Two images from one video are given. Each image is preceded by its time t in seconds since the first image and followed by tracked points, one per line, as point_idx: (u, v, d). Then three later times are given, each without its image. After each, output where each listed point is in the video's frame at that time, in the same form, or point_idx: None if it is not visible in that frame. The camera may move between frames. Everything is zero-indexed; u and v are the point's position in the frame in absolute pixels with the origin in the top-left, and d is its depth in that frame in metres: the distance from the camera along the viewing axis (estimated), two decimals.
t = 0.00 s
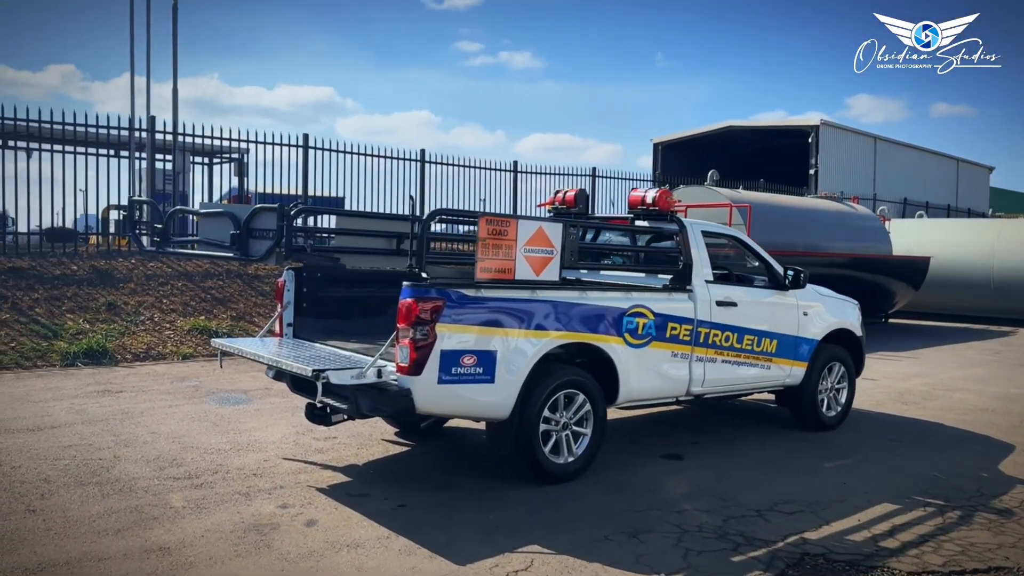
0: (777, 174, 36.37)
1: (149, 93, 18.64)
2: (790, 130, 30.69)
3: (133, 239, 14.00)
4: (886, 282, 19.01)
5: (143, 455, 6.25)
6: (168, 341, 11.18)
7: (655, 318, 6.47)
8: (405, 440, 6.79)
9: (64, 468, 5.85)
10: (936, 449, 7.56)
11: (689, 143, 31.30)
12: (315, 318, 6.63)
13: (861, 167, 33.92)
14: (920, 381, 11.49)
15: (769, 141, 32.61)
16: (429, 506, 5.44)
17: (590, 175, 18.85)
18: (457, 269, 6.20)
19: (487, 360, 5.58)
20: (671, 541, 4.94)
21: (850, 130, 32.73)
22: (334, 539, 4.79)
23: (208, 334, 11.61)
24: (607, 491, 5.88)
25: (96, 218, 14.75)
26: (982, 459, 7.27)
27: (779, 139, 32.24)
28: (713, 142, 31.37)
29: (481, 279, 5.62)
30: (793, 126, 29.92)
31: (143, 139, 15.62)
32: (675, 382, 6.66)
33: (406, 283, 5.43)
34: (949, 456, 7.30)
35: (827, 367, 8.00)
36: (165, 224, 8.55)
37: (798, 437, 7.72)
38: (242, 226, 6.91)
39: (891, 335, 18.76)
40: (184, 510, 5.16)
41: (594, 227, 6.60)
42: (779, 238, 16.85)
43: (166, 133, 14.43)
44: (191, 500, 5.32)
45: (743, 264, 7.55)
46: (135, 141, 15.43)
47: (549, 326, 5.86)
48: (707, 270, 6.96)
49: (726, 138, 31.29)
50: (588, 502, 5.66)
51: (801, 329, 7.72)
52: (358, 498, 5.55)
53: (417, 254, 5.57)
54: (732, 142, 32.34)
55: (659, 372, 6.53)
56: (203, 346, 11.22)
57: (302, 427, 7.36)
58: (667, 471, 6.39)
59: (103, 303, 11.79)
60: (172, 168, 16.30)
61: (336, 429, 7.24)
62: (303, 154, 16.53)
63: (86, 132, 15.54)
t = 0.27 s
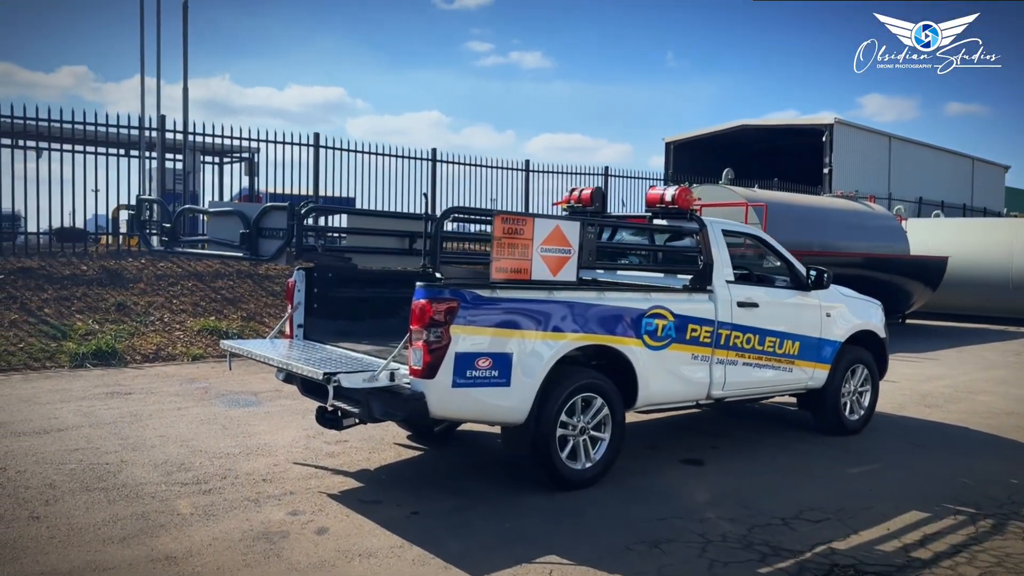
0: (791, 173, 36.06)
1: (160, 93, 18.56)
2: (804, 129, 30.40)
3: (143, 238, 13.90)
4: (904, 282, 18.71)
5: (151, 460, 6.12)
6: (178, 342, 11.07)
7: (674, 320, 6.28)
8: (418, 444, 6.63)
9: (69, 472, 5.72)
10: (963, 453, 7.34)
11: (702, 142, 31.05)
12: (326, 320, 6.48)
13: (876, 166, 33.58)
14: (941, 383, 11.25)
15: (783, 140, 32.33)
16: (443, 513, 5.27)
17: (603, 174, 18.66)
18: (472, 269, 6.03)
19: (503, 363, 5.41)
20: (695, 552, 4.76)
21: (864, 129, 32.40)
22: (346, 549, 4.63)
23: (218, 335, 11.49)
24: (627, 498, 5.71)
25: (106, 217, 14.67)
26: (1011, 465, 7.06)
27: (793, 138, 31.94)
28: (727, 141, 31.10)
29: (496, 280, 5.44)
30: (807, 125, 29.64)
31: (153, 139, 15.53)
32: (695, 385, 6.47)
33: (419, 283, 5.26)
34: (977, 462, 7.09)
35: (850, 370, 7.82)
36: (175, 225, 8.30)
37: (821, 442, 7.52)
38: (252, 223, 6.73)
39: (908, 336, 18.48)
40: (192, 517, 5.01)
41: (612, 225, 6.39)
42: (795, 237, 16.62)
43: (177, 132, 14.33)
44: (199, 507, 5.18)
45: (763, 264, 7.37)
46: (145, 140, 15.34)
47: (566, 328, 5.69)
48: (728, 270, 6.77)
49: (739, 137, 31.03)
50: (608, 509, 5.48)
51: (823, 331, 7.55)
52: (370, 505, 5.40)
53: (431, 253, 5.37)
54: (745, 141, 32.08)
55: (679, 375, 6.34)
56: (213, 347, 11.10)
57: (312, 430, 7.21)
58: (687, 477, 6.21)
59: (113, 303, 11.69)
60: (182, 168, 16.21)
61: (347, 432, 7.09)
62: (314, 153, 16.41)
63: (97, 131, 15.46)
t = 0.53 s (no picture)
0: (803, 171, 35.75)
1: (169, 91, 18.48)
2: (817, 127, 30.11)
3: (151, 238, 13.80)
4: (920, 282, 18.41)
5: (155, 465, 5.99)
6: (185, 342, 10.95)
7: (692, 321, 6.09)
8: (427, 449, 6.47)
9: (71, 478, 5.59)
10: (989, 459, 7.13)
11: (714, 140, 30.80)
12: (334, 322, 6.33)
13: (890, 164, 33.24)
14: (962, 385, 11.02)
15: (795, 138, 32.04)
16: (454, 522, 5.11)
17: (614, 172, 18.48)
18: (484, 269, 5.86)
19: (516, 367, 5.24)
20: (715, 564, 4.58)
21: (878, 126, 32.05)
22: (353, 559, 4.48)
23: (225, 336, 11.37)
24: (643, 507, 5.53)
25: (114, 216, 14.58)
26: None
27: (805, 136, 31.64)
28: (739, 139, 30.83)
29: (508, 281, 5.26)
30: (820, 123, 29.35)
31: (162, 138, 15.43)
32: (713, 389, 6.29)
33: (429, 285, 5.09)
34: (1004, 468, 6.87)
35: (871, 373, 7.62)
36: (179, 221, 8.06)
37: (842, 447, 7.32)
38: (257, 221, 6.51)
39: (925, 336, 18.21)
40: (195, 525, 4.87)
41: (627, 224, 6.20)
42: (810, 236, 16.38)
43: (185, 131, 14.22)
44: (203, 514, 5.04)
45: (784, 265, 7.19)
46: (154, 139, 15.25)
47: (580, 330, 5.51)
48: (747, 270, 6.58)
49: (751, 135, 30.76)
50: (624, 518, 5.31)
51: (844, 333, 7.35)
52: (379, 513, 5.24)
53: (441, 253, 5.19)
54: (757, 139, 31.81)
55: (697, 379, 6.16)
56: (221, 348, 10.98)
57: (320, 434, 7.06)
58: (705, 485, 6.02)
59: (120, 303, 11.59)
60: (191, 167, 16.11)
61: (356, 436, 6.94)
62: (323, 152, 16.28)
63: (105, 130, 15.38)
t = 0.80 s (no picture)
0: (815, 170, 35.47)
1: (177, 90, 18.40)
2: (828, 124, 29.84)
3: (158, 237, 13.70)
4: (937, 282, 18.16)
5: (158, 469, 5.87)
6: (192, 342, 10.84)
7: (708, 322, 5.94)
8: (436, 453, 6.33)
9: (73, 482, 5.48)
10: (1012, 463, 6.95)
11: (724, 138, 30.56)
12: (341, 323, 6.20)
13: (902, 162, 32.94)
14: (980, 386, 10.82)
15: (807, 136, 31.78)
16: (464, 529, 4.98)
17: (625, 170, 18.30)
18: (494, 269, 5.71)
19: (527, 370, 5.09)
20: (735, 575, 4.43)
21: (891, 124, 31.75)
22: (360, 569, 4.35)
23: (233, 336, 11.25)
24: (658, 513, 5.38)
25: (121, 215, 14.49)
26: None
27: (817, 134, 31.37)
28: (750, 137, 30.57)
29: (520, 281, 5.12)
30: (832, 120, 29.08)
31: (169, 136, 15.33)
32: (729, 392, 6.14)
33: (438, 285, 4.95)
34: None
35: (889, 374, 7.44)
36: (183, 219, 7.91)
37: (860, 451, 7.15)
38: (263, 220, 6.35)
39: (939, 336, 17.98)
40: (198, 532, 4.74)
41: (641, 222, 6.04)
42: (823, 235, 16.18)
43: (192, 129, 14.12)
44: (206, 521, 4.91)
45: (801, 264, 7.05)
46: (161, 137, 15.15)
47: (594, 332, 5.36)
48: (764, 270, 6.41)
49: (762, 133, 30.51)
50: (639, 526, 5.16)
51: (863, 334, 7.20)
52: (387, 519, 5.10)
53: (450, 253, 5.03)
54: (768, 137, 31.56)
55: (713, 381, 6.01)
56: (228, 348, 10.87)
57: (327, 437, 6.93)
58: (721, 491, 5.87)
59: (127, 303, 11.50)
60: (198, 165, 16.02)
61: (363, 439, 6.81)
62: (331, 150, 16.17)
63: (113, 128, 15.30)
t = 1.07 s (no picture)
0: (825, 167, 35.23)
1: (185, 87, 18.32)
2: (839, 121, 29.62)
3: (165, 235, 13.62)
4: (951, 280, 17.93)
5: (165, 470, 5.77)
6: (200, 341, 10.76)
7: (725, 322, 5.80)
8: (447, 454, 6.22)
9: (78, 484, 5.38)
10: None
11: (734, 135, 30.36)
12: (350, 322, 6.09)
13: (914, 160, 32.68)
14: (998, 386, 10.65)
15: (817, 133, 31.55)
16: (476, 534, 4.86)
17: (634, 168, 18.15)
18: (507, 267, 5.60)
19: (541, 370, 4.96)
20: None
21: (903, 121, 31.48)
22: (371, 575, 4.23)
23: (241, 335, 11.17)
24: (675, 518, 5.26)
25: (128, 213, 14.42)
26: None
27: (828, 131, 31.13)
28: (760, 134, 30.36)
29: (533, 279, 4.99)
30: (843, 117, 28.85)
31: (177, 133, 15.26)
32: (746, 393, 6.01)
33: (449, 283, 4.82)
34: None
35: (909, 375, 7.30)
36: (190, 217, 7.81)
37: (879, 453, 7.01)
38: (272, 218, 6.26)
39: (953, 335, 17.78)
40: (205, 536, 4.64)
41: (657, 219, 5.91)
42: (836, 233, 16.00)
43: (199, 126, 14.03)
44: (213, 524, 4.81)
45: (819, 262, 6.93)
46: (169, 135, 15.08)
47: (609, 332, 5.23)
48: (783, 268, 6.28)
49: (772, 131, 30.30)
50: (656, 531, 5.03)
51: (883, 334, 7.07)
52: (397, 523, 4.99)
53: (461, 251, 4.90)
54: (778, 134, 31.33)
55: (730, 382, 5.88)
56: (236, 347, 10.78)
57: (336, 438, 6.83)
58: (738, 495, 5.74)
59: (134, 301, 11.42)
60: (206, 163, 15.94)
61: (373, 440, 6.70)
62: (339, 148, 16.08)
63: (120, 126, 15.23)
